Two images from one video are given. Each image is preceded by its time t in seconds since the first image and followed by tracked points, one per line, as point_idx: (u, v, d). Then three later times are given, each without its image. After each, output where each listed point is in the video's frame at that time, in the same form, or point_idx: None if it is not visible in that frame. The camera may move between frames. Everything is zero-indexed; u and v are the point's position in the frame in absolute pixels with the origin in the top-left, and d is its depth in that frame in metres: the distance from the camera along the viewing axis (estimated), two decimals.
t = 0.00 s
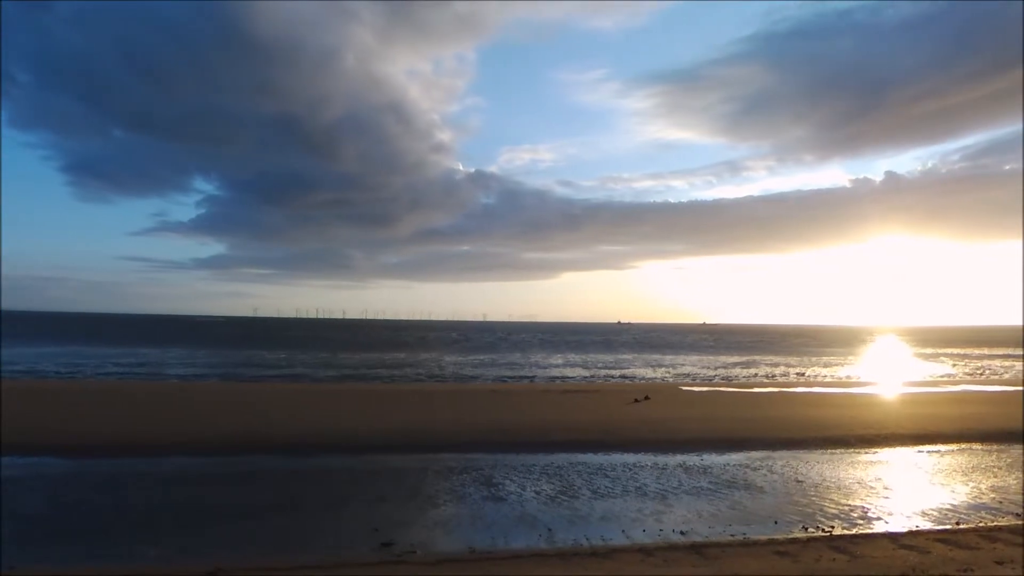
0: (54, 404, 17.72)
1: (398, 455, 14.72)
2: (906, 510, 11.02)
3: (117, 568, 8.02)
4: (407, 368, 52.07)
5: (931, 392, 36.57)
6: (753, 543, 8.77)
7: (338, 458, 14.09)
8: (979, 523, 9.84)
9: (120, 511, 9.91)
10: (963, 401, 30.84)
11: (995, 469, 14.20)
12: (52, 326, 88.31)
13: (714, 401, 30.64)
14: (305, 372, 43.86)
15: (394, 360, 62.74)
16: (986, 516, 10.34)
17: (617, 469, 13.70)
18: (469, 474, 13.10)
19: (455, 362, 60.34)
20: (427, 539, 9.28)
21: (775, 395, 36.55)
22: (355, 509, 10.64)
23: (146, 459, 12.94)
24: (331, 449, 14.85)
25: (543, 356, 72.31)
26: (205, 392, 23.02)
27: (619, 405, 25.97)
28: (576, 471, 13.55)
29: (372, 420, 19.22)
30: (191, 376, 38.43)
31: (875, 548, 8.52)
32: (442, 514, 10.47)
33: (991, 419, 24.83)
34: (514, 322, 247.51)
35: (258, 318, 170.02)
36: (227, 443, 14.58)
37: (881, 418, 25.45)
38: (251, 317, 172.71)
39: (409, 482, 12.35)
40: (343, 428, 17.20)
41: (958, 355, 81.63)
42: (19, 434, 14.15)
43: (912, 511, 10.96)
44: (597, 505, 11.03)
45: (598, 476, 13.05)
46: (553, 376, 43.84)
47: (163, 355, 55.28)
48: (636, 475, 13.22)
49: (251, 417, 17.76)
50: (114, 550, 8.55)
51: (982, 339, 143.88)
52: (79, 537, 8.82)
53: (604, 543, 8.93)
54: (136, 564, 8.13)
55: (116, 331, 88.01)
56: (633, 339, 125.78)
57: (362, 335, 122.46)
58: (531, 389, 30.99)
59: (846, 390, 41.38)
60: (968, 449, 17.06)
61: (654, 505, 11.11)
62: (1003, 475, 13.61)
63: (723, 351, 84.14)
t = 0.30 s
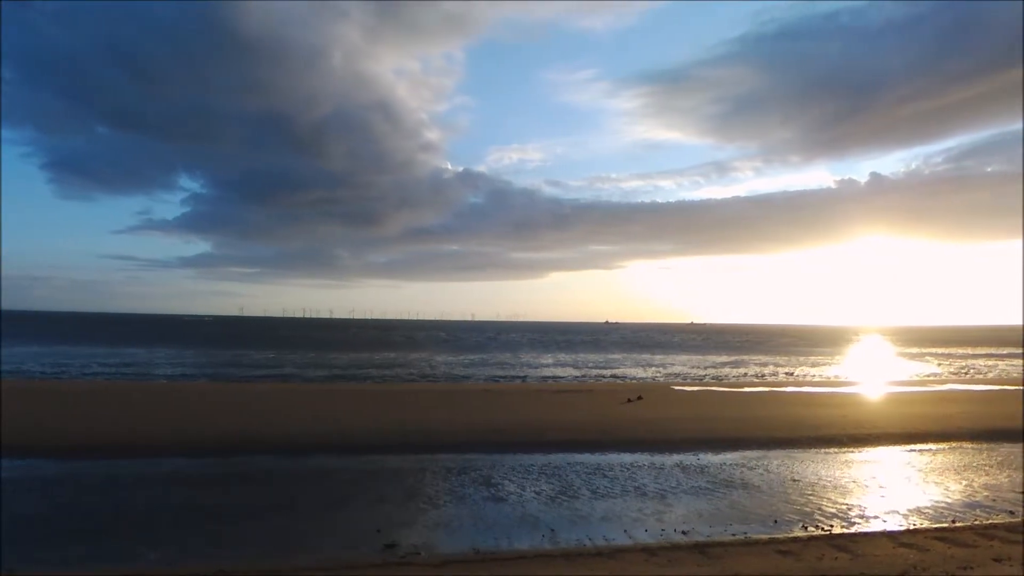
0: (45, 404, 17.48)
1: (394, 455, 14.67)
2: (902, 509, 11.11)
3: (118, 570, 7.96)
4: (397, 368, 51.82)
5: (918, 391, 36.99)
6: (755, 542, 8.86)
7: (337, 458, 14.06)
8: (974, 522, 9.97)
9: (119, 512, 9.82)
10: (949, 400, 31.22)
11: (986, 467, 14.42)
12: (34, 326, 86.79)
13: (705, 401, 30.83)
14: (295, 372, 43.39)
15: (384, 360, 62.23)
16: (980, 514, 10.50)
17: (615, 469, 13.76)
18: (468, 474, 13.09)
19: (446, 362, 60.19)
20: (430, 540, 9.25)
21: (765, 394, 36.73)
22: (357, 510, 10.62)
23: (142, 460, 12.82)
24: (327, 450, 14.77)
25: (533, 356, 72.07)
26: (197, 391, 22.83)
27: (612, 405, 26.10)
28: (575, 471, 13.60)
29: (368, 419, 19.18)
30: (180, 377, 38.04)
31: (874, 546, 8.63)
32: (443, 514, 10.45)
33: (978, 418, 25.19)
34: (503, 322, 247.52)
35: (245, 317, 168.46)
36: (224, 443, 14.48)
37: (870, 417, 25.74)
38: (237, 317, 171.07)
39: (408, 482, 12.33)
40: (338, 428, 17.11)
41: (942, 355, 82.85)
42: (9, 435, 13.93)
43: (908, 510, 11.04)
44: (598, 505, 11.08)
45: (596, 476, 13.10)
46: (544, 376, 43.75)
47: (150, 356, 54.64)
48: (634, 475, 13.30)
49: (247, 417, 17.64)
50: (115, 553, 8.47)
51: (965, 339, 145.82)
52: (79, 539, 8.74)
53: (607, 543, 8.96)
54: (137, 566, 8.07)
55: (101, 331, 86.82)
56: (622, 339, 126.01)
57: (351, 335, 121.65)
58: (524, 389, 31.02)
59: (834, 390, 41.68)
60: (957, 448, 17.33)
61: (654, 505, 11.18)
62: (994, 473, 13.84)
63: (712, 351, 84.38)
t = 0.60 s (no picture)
0: (33, 405, 17.25)
1: (391, 456, 14.63)
2: (898, 507, 11.23)
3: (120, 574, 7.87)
4: (386, 368, 51.57)
5: (901, 391, 37.50)
6: (756, 541, 8.93)
7: (334, 459, 13.99)
8: (969, 520, 10.09)
9: (116, 516, 9.70)
10: (933, 400, 31.64)
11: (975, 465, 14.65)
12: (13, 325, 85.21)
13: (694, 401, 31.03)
14: (284, 372, 43.56)
15: (373, 360, 62.38)
16: (975, 511, 10.64)
17: (612, 469, 13.81)
18: (466, 475, 13.06)
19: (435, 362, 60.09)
20: (432, 541, 9.21)
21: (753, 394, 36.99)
22: (357, 512, 10.57)
23: (137, 461, 12.68)
24: (322, 450, 14.68)
25: (521, 356, 71.98)
26: (187, 391, 22.63)
27: (604, 405, 26.24)
28: (572, 471, 13.64)
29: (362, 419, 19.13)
30: (167, 377, 37.69)
31: (874, 545, 8.73)
32: (443, 515, 10.43)
33: (964, 418, 25.56)
34: (491, 322, 247.31)
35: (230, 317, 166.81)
36: (219, 444, 14.36)
37: (858, 416, 26.03)
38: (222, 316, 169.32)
39: (406, 484, 12.29)
40: (332, 429, 17.01)
41: (923, 355, 84.27)
42: None
43: (904, 508, 11.16)
44: (598, 505, 11.11)
45: (595, 477, 13.14)
46: (534, 377, 43.73)
47: (135, 356, 54.04)
48: (631, 475, 13.35)
49: (240, 417, 17.51)
50: (114, 558, 8.36)
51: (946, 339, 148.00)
52: (76, 543, 8.62)
53: (610, 543, 8.99)
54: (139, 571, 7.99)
55: (84, 330, 85.78)
56: (610, 339, 126.32)
57: (338, 335, 120.93)
58: (515, 389, 31.10)
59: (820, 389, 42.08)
60: (945, 447, 17.60)
61: (653, 505, 11.23)
62: (984, 472, 14.06)
63: (699, 351, 84.74)
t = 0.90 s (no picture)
0: (21, 405, 16.98)
1: (387, 456, 14.57)
2: (894, 505, 11.36)
3: None
4: (375, 368, 51.30)
5: (887, 390, 37.79)
6: (757, 539, 9.01)
7: (330, 459, 13.90)
8: (965, 517, 10.21)
9: (112, 519, 9.55)
10: (918, 399, 31.86)
11: (965, 464, 14.82)
12: None
13: (684, 400, 31.10)
14: (272, 372, 43.18)
15: (361, 360, 61.90)
16: (968, 509, 10.80)
17: (609, 469, 13.86)
18: (464, 476, 13.04)
19: (423, 362, 59.80)
20: (436, 542, 9.18)
21: (742, 394, 37.13)
22: (359, 512, 10.54)
23: (129, 461, 12.51)
24: (318, 450, 14.58)
25: (509, 356, 71.82)
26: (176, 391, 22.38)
27: (596, 405, 26.25)
28: (569, 471, 13.66)
29: (355, 419, 19.01)
30: (153, 377, 37.25)
31: (872, 542, 8.84)
32: (444, 516, 10.41)
33: (951, 417, 25.78)
34: (478, 322, 247.02)
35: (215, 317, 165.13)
36: (212, 444, 14.20)
37: (847, 416, 26.15)
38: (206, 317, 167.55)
39: (404, 484, 12.24)
40: (326, 429, 16.91)
41: (907, 354, 85.18)
42: None
43: (899, 506, 11.29)
44: (598, 505, 11.14)
45: (592, 477, 13.17)
46: (523, 376, 43.69)
47: (119, 356, 53.35)
48: (628, 475, 13.41)
49: (232, 417, 17.33)
50: (113, 561, 8.25)
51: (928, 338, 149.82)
52: (72, 547, 8.50)
53: (613, 543, 9.02)
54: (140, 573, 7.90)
55: (65, 330, 84.56)
56: (596, 339, 126.63)
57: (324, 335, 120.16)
58: (506, 389, 31.03)
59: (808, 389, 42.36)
60: (934, 445, 17.78)
61: (653, 505, 11.30)
62: (974, 469, 14.24)
63: (686, 351, 84.96)
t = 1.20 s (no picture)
0: (10, 406, 16.74)
1: (384, 457, 14.51)
2: (891, 502, 11.48)
3: None
4: (366, 367, 50.99)
5: (875, 390, 38.12)
6: (760, 539, 9.07)
7: (328, 461, 13.78)
8: (962, 515, 10.35)
9: (110, 522, 9.46)
10: (907, 399, 32.13)
11: (959, 463, 14.97)
12: None
13: (676, 400, 31.14)
14: (262, 372, 42.79)
15: (351, 360, 61.46)
16: (963, 507, 10.95)
17: (608, 469, 13.89)
18: (463, 476, 13.01)
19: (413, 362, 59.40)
20: (439, 543, 9.16)
21: (733, 393, 37.23)
22: (359, 514, 10.50)
23: (123, 463, 12.32)
24: (315, 451, 14.49)
25: (500, 356, 71.56)
26: (167, 392, 22.10)
27: (590, 405, 26.21)
28: (568, 471, 13.68)
29: (351, 419, 18.89)
30: (141, 378, 36.78)
31: (872, 540, 8.94)
32: (446, 517, 10.38)
33: (941, 416, 26.03)
34: (467, 322, 246.61)
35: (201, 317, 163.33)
36: (208, 445, 14.03)
37: (839, 415, 26.29)
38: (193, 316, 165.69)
39: (403, 485, 12.20)
40: (321, 429, 16.80)
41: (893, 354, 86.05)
42: None
43: (896, 504, 11.42)
44: (599, 505, 11.16)
45: (591, 477, 13.19)
46: (515, 376, 43.56)
47: (104, 356, 52.63)
48: (627, 474, 13.46)
49: (227, 418, 17.16)
50: (112, 567, 8.13)
51: (913, 338, 151.33)
52: (69, 552, 8.37)
53: (616, 543, 9.05)
54: None
55: (49, 330, 83.37)
56: (586, 339, 126.72)
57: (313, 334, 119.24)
58: (500, 389, 30.93)
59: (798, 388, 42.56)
60: (928, 444, 17.94)
61: (653, 504, 11.36)
62: (968, 468, 14.42)
63: (675, 351, 85.04)
